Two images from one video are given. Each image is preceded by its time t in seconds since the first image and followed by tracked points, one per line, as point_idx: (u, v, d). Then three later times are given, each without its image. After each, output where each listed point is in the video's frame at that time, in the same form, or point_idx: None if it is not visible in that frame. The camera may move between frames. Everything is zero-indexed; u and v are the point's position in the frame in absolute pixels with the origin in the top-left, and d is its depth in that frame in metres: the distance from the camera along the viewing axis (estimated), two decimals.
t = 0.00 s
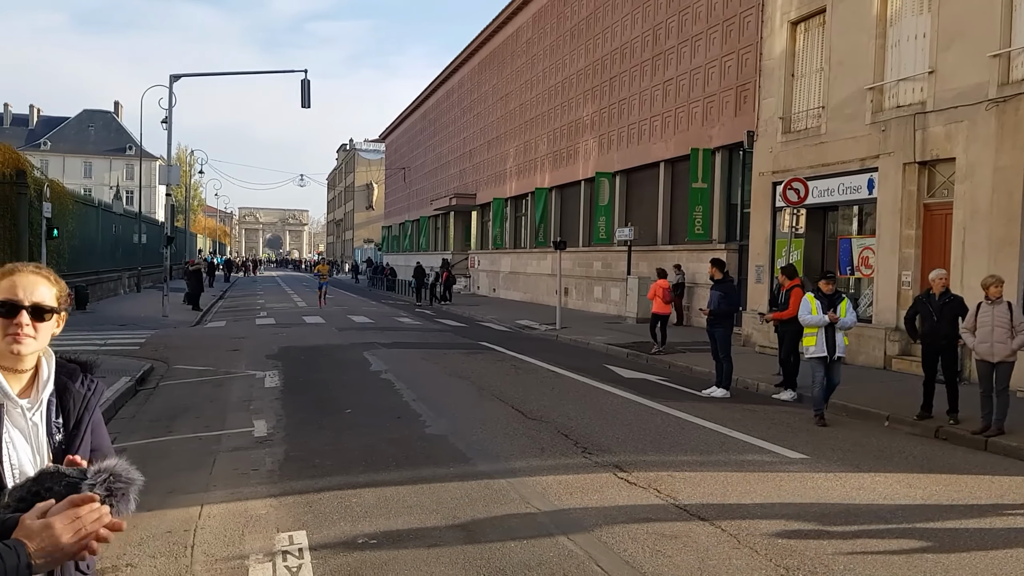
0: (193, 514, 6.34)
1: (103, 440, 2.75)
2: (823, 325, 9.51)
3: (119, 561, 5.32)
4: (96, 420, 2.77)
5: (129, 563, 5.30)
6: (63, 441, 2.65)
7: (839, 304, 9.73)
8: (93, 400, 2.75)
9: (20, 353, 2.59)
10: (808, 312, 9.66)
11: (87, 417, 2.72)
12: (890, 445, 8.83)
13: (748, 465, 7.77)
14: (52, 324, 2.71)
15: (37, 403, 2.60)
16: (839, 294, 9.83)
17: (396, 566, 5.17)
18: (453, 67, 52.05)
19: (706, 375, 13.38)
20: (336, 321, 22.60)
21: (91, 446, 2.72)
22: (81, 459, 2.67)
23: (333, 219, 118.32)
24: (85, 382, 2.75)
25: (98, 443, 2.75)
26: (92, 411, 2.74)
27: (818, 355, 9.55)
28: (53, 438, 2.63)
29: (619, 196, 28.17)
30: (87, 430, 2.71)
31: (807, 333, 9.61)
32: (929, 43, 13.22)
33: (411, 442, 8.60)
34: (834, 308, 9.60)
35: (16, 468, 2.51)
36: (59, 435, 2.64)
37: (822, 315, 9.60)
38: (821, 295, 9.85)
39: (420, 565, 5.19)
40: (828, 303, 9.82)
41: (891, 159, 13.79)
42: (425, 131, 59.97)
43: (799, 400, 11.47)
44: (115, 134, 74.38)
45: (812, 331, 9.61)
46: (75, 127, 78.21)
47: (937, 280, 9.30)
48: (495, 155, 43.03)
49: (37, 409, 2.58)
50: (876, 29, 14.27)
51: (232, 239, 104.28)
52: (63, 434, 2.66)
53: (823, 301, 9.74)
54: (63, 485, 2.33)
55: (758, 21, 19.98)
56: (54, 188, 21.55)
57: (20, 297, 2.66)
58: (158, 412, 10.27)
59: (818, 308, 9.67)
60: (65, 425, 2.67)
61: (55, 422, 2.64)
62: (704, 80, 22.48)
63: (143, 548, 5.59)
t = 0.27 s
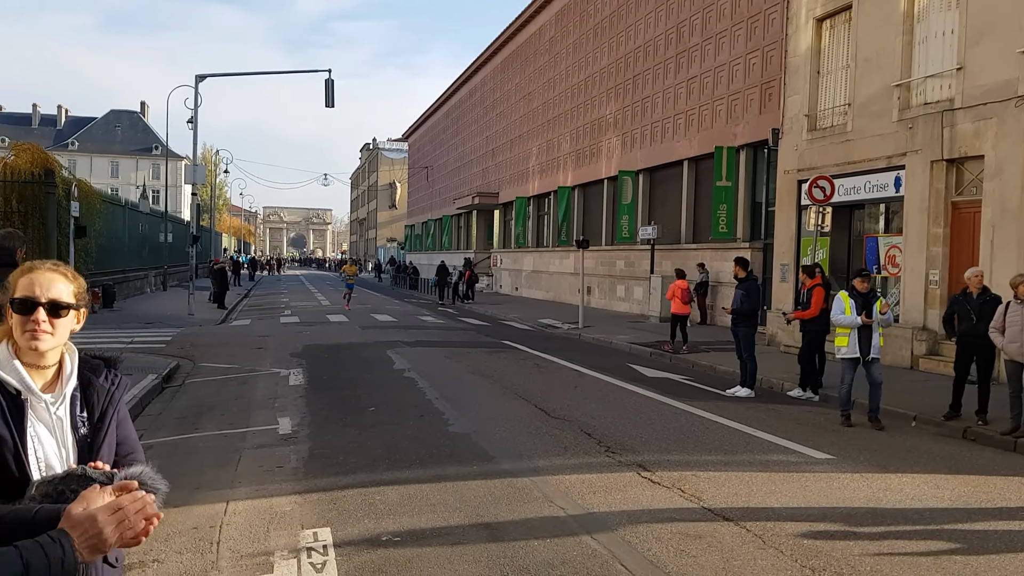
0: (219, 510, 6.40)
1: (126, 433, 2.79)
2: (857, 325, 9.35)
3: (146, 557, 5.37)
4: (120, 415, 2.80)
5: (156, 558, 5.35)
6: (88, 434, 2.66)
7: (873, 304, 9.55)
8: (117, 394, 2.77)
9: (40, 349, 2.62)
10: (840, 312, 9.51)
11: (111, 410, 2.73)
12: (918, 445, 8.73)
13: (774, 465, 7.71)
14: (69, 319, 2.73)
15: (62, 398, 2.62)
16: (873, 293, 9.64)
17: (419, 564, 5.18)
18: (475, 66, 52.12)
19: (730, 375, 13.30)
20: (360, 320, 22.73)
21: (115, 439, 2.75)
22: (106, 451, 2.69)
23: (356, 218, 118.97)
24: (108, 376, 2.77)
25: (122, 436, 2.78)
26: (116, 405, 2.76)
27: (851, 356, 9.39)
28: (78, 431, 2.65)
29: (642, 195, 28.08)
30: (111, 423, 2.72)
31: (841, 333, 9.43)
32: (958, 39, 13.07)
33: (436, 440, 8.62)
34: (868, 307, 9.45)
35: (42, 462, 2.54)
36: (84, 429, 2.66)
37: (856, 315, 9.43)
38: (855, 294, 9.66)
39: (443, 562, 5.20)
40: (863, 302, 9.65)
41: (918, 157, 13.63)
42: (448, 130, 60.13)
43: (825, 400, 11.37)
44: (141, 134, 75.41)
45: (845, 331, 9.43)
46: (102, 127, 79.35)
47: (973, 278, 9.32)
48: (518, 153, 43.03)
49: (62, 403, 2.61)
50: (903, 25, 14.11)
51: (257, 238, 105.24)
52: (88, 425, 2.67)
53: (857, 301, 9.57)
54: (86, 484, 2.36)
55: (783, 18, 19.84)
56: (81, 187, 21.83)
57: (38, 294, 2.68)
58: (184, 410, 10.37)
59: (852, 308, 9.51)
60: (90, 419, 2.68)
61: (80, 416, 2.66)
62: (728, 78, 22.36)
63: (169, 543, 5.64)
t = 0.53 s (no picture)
0: (238, 509, 6.42)
1: (145, 435, 2.79)
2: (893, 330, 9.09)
3: (166, 555, 5.39)
4: (139, 415, 2.80)
5: (176, 557, 5.37)
6: (107, 435, 2.68)
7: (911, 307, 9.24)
8: (136, 395, 2.78)
9: (70, 353, 2.63)
10: (877, 316, 9.21)
11: (130, 412, 2.74)
12: (940, 446, 8.65)
13: (793, 466, 7.66)
14: (103, 326, 2.75)
15: (82, 399, 2.63)
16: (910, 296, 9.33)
17: (436, 563, 5.17)
18: (492, 65, 52.10)
19: (748, 375, 13.24)
20: (378, 319, 22.81)
21: (134, 441, 2.75)
22: (124, 454, 2.70)
23: (373, 218, 119.38)
24: (128, 376, 2.77)
25: (140, 438, 2.78)
26: (134, 407, 2.76)
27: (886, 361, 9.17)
28: (97, 432, 2.67)
29: (659, 194, 27.98)
30: (130, 426, 2.73)
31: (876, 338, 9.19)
32: (980, 36, 12.95)
33: (453, 440, 8.62)
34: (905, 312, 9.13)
35: (59, 461, 2.54)
36: (103, 429, 2.68)
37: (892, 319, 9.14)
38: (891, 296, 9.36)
39: (461, 562, 5.19)
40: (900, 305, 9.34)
41: (939, 155, 13.52)
42: (464, 129, 60.16)
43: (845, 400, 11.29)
44: (159, 135, 76.08)
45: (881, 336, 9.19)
46: (121, 128, 80.12)
47: (995, 278, 9.18)
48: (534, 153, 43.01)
49: (82, 404, 2.62)
50: (923, 22, 13.98)
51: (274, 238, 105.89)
52: (106, 428, 2.69)
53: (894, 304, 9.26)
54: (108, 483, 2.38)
55: (802, 16, 19.72)
56: (101, 188, 21.99)
57: (75, 300, 2.70)
58: (203, 409, 10.43)
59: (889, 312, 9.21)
60: (109, 420, 2.70)
61: (99, 417, 2.67)
62: (746, 76, 22.25)
63: (188, 542, 5.67)
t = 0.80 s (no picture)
0: (247, 508, 6.43)
1: (159, 444, 2.84)
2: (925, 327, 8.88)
3: (176, 554, 5.40)
4: (155, 425, 2.85)
5: (185, 555, 5.38)
6: (124, 443, 2.73)
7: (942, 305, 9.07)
8: (155, 403, 2.84)
9: (106, 359, 2.65)
10: (907, 312, 9.03)
11: (147, 421, 2.80)
12: (950, 447, 8.62)
13: (804, 467, 7.63)
14: (139, 334, 2.79)
15: (106, 405, 2.67)
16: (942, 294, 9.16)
17: (444, 563, 5.16)
18: (501, 65, 52.08)
19: (757, 375, 13.21)
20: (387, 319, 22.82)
21: (147, 450, 2.79)
22: (137, 463, 2.75)
23: (381, 217, 119.54)
24: (149, 384, 2.83)
25: (154, 446, 2.82)
26: (152, 416, 2.82)
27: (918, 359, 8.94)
28: (114, 440, 2.71)
29: (668, 194, 27.93)
30: (146, 436, 2.78)
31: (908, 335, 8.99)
32: (991, 36, 12.90)
33: (462, 440, 8.61)
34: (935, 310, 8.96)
35: (77, 468, 2.54)
36: (120, 438, 2.72)
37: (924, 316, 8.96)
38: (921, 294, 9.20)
39: (470, 562, 5.18)
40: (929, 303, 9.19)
41: (950, 155, 13.46)
42: (473, 129, 60.16)
43: (855, 401, 11.24)
44: (168, 134, 76.43)
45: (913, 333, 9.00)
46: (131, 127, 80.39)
47: (1001, 279, 9.18)
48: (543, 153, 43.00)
49: (105, 411, 2.66)
50: (934, 22, 13.91)
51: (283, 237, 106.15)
52: (124, 436, 2.73)
53: (924, 301, 9.09)
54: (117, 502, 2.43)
55: (812, 15, 19.66)
56: (111, 187, 22.06)
57: (115, 306, 2.75)
58: (212, 408, 10.45)
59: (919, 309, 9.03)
60: (126, 428, 2.74)
61: (118, 424, 2.72)
62: (756, 76, 22.19)
63: (197, 541, 5.68)
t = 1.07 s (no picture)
0: (252, 507, 6.44)
1: (165, 440, 2.83)
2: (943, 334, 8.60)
3: (181, 552, 5.41)
4: (161, 421, 2.84)
5: (190, 553, 5.39)
6: (132, 440, 2.71)
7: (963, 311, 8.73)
8: (161, 399, 2.82)
9: (102, 352, 2.65)
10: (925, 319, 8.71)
11: (154, 417, 2.79)
12: (956, 448, 8.60)
13: (809, 468, 7.61)
14: (133, 325, 2.79)
15: (113, 400, 2.65)
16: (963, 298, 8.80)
17: (449, 563, 5.17)
18: (507, 64, 52.05)
19: (762, 376, 13.20)
20: (392, 318, 22.84)
21: (155, 447, 2.78)
22: (147, 459, 2.74)
23: (386, 216, 119.67)
24: (155, 380, 2.82)
25: (161, 444, 2.82)
26: (159, 412, 2.81)
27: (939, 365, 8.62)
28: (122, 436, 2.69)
29: (673, 194, 27.90)
30: (154, 431, 2.78)
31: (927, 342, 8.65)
32: (999, 36, 12.87)
33: (467, 439, 8.61)
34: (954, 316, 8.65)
35: (89, 464, 2.53)
36: (128, 434, 2.71)
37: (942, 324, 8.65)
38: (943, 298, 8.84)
39: (474, 561, 5.18)
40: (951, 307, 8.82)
41: (956, 156, 13.43)
42: (478, 128, 60.14)
43: (860, 402, 11.22)
44: (174, 133, 76.62)
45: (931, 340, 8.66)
46: (137, 126, 80.56)
47: (1004, 280, 9.11)
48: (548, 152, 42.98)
49: (112, 406, 2.63)
50: (941, 22, 13.88)
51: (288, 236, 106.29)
52: (132, 433, 2.72)
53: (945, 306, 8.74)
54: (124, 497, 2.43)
55: (818, 15, 19.62)
56: (116, 185, 22.09)
57: (106, 298, 2.75)
58: (217, 406, 10.46)
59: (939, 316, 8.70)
60: (134, 424, 2.73)
61: (126, 420, 2.70)
62: (762, 75, 22.16)
63: (203, 539, 5.68)
